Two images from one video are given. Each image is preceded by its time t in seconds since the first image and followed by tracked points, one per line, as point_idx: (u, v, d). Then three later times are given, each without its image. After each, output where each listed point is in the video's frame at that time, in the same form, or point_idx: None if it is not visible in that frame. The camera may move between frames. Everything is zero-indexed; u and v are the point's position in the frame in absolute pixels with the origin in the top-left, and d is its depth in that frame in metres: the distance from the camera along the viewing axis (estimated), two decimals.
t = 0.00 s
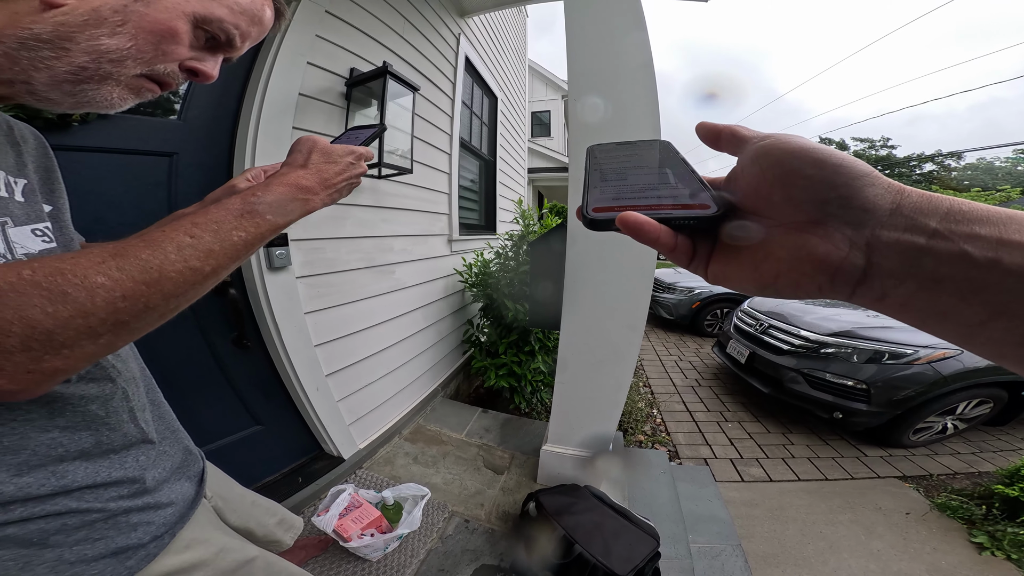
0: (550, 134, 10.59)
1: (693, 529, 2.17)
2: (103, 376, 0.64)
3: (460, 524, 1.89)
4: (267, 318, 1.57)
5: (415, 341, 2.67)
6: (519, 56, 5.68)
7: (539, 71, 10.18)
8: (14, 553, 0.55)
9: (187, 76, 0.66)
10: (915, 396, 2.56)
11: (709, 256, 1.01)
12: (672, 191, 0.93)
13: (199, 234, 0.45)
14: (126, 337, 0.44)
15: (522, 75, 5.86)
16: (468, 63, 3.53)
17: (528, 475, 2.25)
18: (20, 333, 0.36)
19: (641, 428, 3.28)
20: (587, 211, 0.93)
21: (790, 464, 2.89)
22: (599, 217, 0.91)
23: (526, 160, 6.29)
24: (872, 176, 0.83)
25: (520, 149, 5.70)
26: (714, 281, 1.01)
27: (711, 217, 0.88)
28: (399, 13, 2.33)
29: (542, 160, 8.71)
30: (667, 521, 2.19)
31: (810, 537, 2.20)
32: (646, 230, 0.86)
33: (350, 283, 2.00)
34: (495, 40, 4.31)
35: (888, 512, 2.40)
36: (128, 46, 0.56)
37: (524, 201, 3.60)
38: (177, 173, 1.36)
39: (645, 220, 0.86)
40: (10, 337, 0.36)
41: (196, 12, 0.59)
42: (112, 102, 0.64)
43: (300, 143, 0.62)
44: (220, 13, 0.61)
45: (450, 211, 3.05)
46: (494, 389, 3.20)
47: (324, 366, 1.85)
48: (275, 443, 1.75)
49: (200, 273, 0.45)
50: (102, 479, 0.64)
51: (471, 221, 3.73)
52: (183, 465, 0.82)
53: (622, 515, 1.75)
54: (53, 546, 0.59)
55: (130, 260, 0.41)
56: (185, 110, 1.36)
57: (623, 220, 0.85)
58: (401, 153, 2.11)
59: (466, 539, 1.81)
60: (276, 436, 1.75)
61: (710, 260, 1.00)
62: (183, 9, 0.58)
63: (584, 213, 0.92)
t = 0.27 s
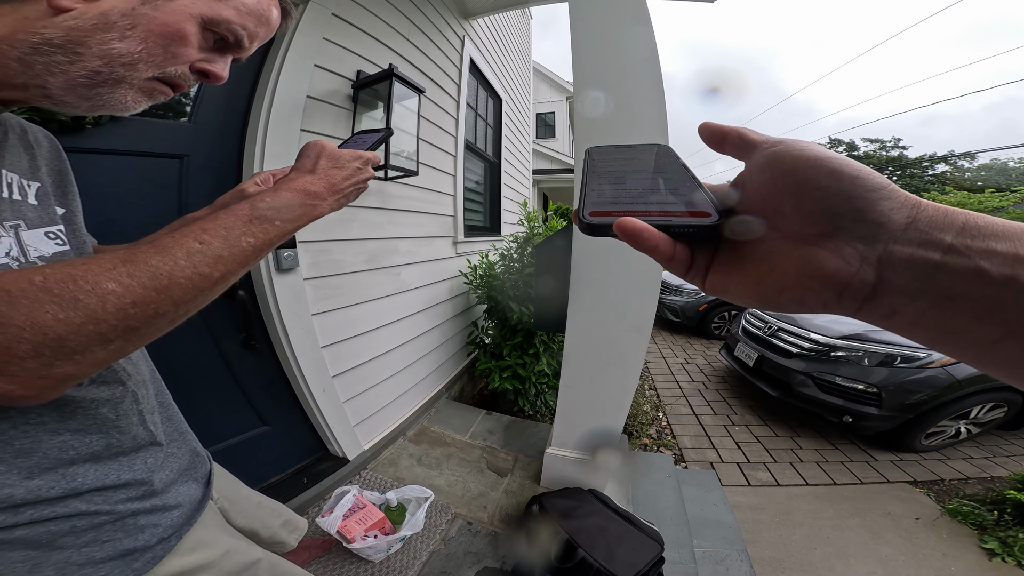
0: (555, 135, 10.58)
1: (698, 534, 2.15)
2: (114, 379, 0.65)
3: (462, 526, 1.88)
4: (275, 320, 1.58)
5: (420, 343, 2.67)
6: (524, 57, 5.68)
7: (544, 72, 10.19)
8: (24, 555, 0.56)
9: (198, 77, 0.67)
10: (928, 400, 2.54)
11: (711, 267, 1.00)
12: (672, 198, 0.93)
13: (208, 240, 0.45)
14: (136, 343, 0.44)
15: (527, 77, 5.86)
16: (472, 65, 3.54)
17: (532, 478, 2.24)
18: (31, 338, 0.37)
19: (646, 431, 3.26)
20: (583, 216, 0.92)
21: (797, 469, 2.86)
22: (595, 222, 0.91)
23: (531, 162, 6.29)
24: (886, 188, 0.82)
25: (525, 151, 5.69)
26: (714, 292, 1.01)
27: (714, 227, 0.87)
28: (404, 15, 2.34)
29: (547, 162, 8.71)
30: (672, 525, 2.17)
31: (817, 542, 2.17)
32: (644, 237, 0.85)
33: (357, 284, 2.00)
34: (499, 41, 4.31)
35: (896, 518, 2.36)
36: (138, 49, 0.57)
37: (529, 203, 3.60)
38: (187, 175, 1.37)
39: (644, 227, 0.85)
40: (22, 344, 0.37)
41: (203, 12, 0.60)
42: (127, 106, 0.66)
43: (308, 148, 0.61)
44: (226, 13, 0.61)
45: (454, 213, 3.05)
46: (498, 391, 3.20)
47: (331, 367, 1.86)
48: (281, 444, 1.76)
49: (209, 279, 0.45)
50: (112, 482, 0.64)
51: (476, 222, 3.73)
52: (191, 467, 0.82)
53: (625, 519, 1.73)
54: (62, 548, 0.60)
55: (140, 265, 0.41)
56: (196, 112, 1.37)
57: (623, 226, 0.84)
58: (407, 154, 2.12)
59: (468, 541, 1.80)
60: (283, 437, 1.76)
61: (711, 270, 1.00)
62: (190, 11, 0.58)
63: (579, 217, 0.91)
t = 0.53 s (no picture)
0: (564, 137, 10.56)
1: (712, 538, 2.13)
2: (169, 392, 0.67)
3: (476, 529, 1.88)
4: (298, 323, 1.61)
5: (434, 345, 2.69)
6: (533, 60, 5.69)
7: (553, 74, 10.19)
8: (94, 570, 0.56)
9: (235, 79, 0.73)
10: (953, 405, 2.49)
11: (730, 362, 0.82)
12: (668, 273, 0.78)
13: (263, 254, 0.46)
14: (198, 360, 0.45)
15: (536, 79, 5.88)
16: (483, 68, 3.56)
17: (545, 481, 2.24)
18: (107, 358, 0.38)
19: (659, 435, 3.23)
20: (580, 297, 0.65)
21: (814, 474, 2.81)
22: (600, 306, 0.65)
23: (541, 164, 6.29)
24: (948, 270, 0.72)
25: (535, 153, 5.70)
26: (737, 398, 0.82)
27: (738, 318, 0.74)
28: (419, 20, 2.37)
29: (556, 164, 8.70)
30: (686, 530, 2.15)
31: (833, 549, 2.13)
32: (680, 334, 0.64)
33: (375, 287, 2.02)
34: (509, 44, 4.33)
35: (916, 525, 2.31)
36: (182, 52, 0.62)
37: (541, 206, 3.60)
38: (214, 179, 1.40)
39: (681, 323, 0.64)
40: (99, 364, 0.38)
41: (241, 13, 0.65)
42: (169, 110, 0.70)
43: (347, 157, 0.63)
44: (264, 16, 0.67)
45: (467, 215, 3.05)
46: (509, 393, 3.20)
47: (350, 370, 1.88)
48: (301, 445, 1.78)
49: (265, 294, 0.46)
50: (168, 493, 0.65)
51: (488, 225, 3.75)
52: (232, 476, 0.83)
53: (640, 524, 1.72)
54: (127, 561, 0.60)
55: (203, 282, 0.42)
56: (222, 118, 1.40)
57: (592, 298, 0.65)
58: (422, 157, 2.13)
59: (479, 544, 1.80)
60: (303, 439, 1.78)
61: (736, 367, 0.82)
62: (229, 13, 0.63)
63: (576, 301, 0.64)
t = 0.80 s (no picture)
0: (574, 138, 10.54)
1: (724, 542, 2.11)
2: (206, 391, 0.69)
3: (484, 529, 1.90)
4: (317, 324, 1.62)
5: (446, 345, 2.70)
6: (543, 62, 5.70)
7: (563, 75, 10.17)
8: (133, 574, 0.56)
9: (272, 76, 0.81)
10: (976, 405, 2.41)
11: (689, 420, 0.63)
12: (611, 323, 0.67)
13: (306, 251, 0.47)
14: (243, 358, 0.46)
15: (547, 81, 5.88)
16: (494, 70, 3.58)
17: (555, 482, 2.23)
18: (161, 356, 0.39)
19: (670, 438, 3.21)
20: (501, 376, 0.54)
21: (830, 479, 2.76)
22: (524, 386, 0.53)
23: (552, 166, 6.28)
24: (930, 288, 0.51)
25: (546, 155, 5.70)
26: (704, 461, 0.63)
27: (694, 368, 0.58)
28: (432, 23, 2.39)
29: (566, 165, 8.68)
30: (697, 533, 2.12)
31: (847, 554, 2.09)
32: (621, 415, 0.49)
33: (389, 287, 2.03)
34: (519, 45, 4.35)
35: (936, 531, 2.26)
36: (224, 47, 0.68)
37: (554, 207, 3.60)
38: (237, 179, 1.42)
39: (617, 399, 0.49)
40: (153, 362, 0.38)
41: (277, 12, 0.73)
42: (212, 106, 0.76)
43: (380, 156, 0.66)
44: (300, 14, 0.74)
45: (479, 216, 3.06)
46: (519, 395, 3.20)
47: (365, 369, 1.89)
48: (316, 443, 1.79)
49: (309, 290, 0.47)
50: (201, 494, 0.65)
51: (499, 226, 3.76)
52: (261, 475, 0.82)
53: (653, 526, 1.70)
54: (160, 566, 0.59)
55: (250, 278, 0.43)
56: (242, 119, 1.42)
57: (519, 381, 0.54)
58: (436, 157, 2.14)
59: (489, 544, 1.81)
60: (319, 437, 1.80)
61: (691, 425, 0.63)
62: (269, 12, 0.71)
63: (498, 382, 0.53)
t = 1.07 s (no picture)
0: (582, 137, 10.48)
1: (742, 546, 2.06)
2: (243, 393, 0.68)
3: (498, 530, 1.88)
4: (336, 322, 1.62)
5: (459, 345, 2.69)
6: (553, 60, 5.67)
7: (572, 74, 10.12)
8: None
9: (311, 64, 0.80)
10: (1009, 412, 2.34)
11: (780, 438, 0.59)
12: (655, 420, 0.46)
13: (355, 245, 0.46)
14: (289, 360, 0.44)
15: (557, 79, 5.84)
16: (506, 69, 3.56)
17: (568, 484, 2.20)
18: (213, 359, 0.37)
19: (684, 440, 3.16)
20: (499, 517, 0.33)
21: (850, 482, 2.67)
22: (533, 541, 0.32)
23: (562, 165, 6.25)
24: None
25: (556, 154, 5.67)
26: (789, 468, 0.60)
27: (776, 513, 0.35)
28: (447, 21, 2.38)
29: (575, 164, 8.64)
30: (716, 536, 2.08)
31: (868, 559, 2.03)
32: None
33: (405, 286, 2.02)
34: (530, 44, 4.32)
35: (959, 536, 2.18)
36: (271, 31, 0.66)
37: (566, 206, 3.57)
38: (260, 176, 1.42)
39: None
40: (205, 365, 0.37)
41: None
42: (257, 91, 0.74)
43: (419, 147, 0.64)
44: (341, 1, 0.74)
45: (492, 215, 3.03)
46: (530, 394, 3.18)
47: (381, 368, 1.88)
48: (333, 442, 1.79)
49: (357, 288, 0.45)
50: (237, 502, 0.62)
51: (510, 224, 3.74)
52: (291, 479, 0.81)
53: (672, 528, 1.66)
54: None
55: (301, 274, 0.42)
56: (265, 117, 1.42)
57: (524, 519, 0.33)
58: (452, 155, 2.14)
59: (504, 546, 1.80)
60: (336, 436, 1.80)
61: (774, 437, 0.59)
62: None
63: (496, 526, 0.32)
